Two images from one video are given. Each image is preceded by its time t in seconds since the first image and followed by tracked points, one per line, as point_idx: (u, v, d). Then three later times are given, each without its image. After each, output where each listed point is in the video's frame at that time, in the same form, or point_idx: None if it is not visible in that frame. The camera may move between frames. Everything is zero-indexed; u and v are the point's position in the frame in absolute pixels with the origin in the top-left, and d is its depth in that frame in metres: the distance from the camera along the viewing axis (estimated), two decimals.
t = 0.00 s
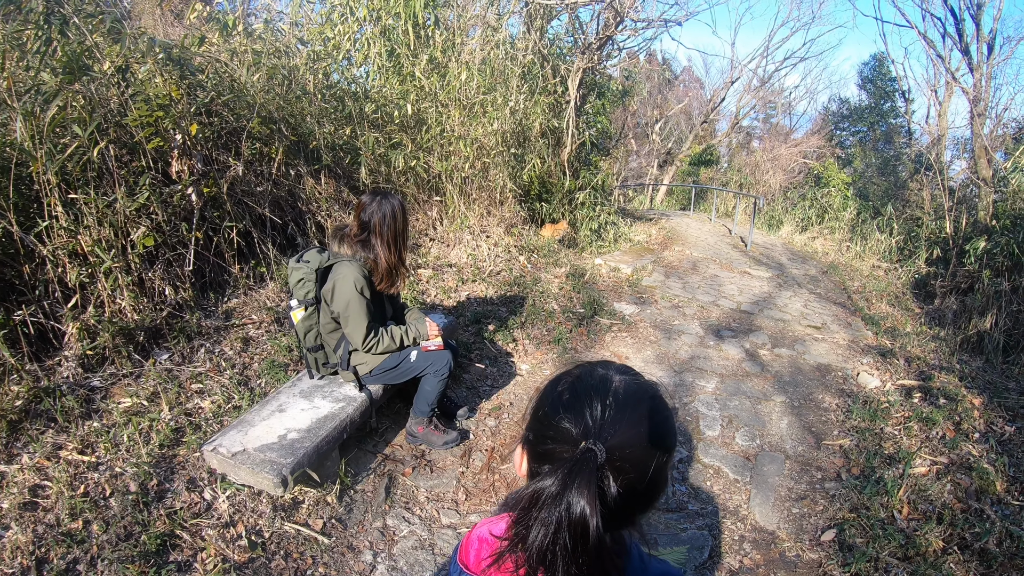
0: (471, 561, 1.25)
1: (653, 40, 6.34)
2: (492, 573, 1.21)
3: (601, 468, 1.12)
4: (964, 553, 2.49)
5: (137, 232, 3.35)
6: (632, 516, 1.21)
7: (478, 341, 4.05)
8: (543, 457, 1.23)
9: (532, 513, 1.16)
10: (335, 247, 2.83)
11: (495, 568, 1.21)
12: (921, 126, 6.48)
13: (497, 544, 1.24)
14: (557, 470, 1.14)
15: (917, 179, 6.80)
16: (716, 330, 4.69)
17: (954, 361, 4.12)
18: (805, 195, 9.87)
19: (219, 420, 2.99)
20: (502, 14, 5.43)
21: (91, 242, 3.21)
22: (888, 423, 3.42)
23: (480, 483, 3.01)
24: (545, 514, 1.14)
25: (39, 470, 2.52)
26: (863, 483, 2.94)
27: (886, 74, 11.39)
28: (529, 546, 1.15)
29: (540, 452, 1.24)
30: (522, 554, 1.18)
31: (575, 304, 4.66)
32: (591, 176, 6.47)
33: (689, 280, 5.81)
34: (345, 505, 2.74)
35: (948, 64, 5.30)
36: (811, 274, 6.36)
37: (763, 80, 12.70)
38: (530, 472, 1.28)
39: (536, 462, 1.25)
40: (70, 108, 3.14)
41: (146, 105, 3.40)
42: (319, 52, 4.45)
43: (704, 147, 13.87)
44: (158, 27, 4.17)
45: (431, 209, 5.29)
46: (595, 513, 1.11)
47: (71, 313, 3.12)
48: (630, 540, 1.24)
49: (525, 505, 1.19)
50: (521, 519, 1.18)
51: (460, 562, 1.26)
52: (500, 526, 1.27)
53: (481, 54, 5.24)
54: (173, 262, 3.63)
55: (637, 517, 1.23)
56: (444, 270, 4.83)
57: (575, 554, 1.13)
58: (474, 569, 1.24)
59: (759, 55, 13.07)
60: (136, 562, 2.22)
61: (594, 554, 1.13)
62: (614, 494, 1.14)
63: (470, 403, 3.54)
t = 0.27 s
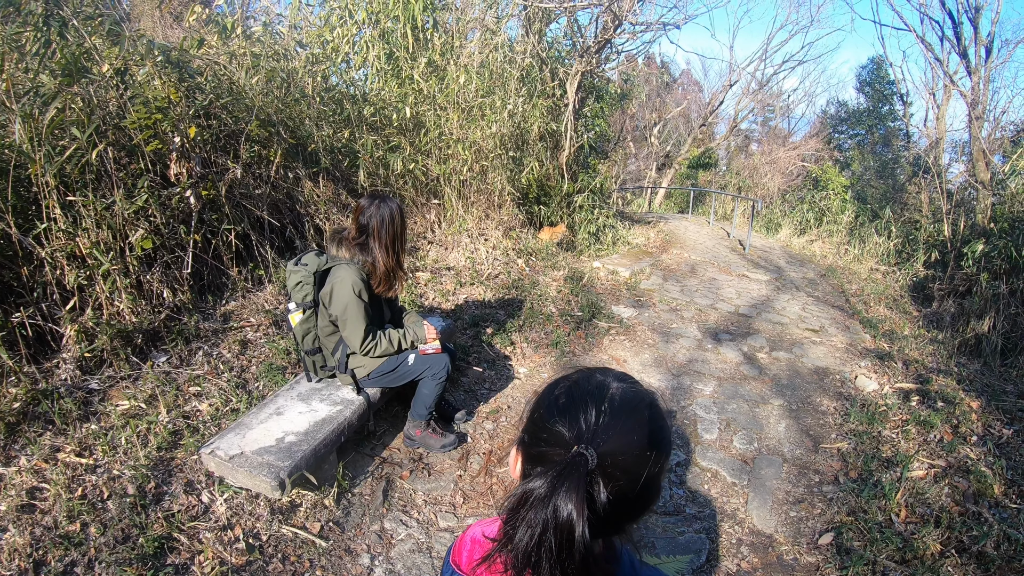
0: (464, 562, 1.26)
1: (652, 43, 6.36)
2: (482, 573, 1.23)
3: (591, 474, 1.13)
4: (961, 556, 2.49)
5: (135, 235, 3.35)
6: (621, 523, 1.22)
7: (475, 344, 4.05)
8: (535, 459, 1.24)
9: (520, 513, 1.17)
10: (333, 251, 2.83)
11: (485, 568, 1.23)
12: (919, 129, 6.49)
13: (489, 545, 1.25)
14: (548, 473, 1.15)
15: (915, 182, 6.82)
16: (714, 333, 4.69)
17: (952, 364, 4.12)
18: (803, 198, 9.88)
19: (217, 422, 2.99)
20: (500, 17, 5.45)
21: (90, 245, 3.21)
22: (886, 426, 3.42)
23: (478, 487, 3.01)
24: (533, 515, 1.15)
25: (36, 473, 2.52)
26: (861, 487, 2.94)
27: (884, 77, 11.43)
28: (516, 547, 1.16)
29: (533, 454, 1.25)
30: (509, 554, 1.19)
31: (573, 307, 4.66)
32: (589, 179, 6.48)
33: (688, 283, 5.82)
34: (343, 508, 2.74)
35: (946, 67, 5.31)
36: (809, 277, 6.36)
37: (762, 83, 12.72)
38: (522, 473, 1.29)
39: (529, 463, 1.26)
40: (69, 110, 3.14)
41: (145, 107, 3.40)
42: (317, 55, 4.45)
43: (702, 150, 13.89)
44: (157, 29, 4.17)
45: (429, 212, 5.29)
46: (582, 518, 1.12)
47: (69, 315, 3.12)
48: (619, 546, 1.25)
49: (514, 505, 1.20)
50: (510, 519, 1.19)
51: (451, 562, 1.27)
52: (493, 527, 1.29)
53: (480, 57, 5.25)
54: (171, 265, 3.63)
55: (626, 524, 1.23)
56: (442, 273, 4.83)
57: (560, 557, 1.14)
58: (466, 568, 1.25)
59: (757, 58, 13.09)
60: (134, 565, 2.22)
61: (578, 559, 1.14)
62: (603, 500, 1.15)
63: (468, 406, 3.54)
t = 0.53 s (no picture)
0: (459, 564, 1.29)
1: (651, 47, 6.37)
2: None
3: (586, 480, 1.13)
4: (959, 559, 2.50)
5: (134, 237, 3.35)
6: (615, 528, 1.22)
7: (474, 348, 4.05)
8: (531, 463, 1.24)
9: (515, 517, 1.18)
10: (332, 254, 2.84)
11: (481, 571, 1.25)
12: (917, 132, 6.51)
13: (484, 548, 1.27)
14: (543, 478, 1.16)
15: (914, 185, 6.83)
16: (712, 337, 4.70)
17: (951, 368, 4.13)
18: (802, 202, 9.89)
19: (216, 425, 2.99)
20: (499, 21, 5.47)
21: (89, 248, 3.21)
22: (884, 429, 3.42)
23: (476, 490, 3.01)
24: (528, 520, 1.15)
25: (35, 475, 2.52)
26: (859, 490, 2.95)
27: (883, 80, 11.45)
28: (511, 550, 1.17)
29: (529, 458, 1.25)
30: (504, 558, 1.20)
31: (572, 311, 4.67)
32: (588, 182, 6.49)
33: (686, 286, 5.83)
34: (342, 512, 2.74)
35: (944, 70, 5.33)
36: (807, 280, 6.37)
37: (760, 86, 12.75)
38: (518, 477, 1.29)
39: (524, 467, 1.26)
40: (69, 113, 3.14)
41: (144, 110, 3.40)
42: (316, 59, 4.46)
43: (701, 153, 13.90)
44: (157, 32, 4.18)
45: (428, 216, 5.30)
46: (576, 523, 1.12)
47: (68, 318, 3.12)
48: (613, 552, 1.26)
49: (510, 509, 1.20)
50: (505, 523, 1.20)
51: (447, 565, 1.30)
52: (488, 531, 1.30)
53: (479, 61, 5.27)
54: (170, 268, 3.63)
55: (620, 530, 1.24)
56: (441, 276, 4.83)
57: (554, 561, 1.15)
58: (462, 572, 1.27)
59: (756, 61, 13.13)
60: (133, 568, 2.22)
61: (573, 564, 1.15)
62: (597, 506, 1.15)
63: (467, 410, 3.54)
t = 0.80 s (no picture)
0: (450, 570, 1.27)
1: (650, 50, 6.37)
2: None
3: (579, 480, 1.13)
4: (958, 562, 2.49)
5: (133, 240, 3.35)
6: (609, 528, 1.22)
7: (472, 350, 4.05)
8: (523, 466, 1.24)
9: (509, 520, 1.18)
10: (330, 257, 2.83)
11: None
12: (916, 135, 6.51)
13: (477, 553, 1.26)
14: (536, 479, 1.16)
15: (912, 188, 6.83)
16: (711, 340, 4.70)
17: (949, 370, 4.13)
18: (800, 205, 9.90)
19: (213, 428, 2.98)
20: (498, 24, 5.47)
21: (87, 249, 3.21)
22: (883, 433, 3.42)
23: (475, 493, 3.01)
24: (522, 521, 1.15)
25: (33, 477, 2.52)
26: (858, 493, 2.94)
27: (881, 83, 11.47)
28: (506, 553, 1.17)
29: (521, 460, 1.25)
30: (499, 561, 1.19)
31: (570, 314, 4.66)
32: (587, 185, 6.49)
33: (685, 289, 5.83)
34: (339, 515, 2.73)
35: (943, 73, 5.33)
36: (806, 283, 6.37)
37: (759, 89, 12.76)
38: (510, 479, 1.29)
39: (516, 470, 1.26)
40: (67, 115, 3.14)
41: (143, 112, 3.39)
42: (315, 61, 4.46)
43: (700, 156, 13.90)
44: (156, 34, 4.18)
45: (427, 218, 5.30)
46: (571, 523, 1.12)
47: (66, 320, 3.11)
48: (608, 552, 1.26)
49: (504, 512, 1.20)
50: (499, 526, 1.19)
51: (439, 572, 1.28)
52: (479, 536, 1.30)
53: (478, 64, 5.26)
54: (169, 270, 3.63)
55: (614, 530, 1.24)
56: (439, 279, 4.83)
57: (549, 562, 1.15)
58: None
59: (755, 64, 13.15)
60: (129, 571, 2.22)
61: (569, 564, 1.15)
62: (590, 506, 1.16)
63: (465, 413, 3.54)
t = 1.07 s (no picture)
0: None
1: (648, 53, 6.38)
2: None
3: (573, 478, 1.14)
4: (956, 564, 2.49)
5: (131, 243, 3.35)
6: (606, 525, 1.23)
7: (471, 354, 4.05)
8: (514, 470, 1.24)
9: (507, 524, 1.18)
10: (328, 261, 2.84)
11: None
12: (914, 137, 6.52)
13: (472, 565, 1.25)
14: (530, 481, 1.16)
15: (910, 191, 6.84)
16: (709, 343, 4.70)
17: (948, 373, 4.13)
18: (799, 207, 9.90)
19: (212, 432, 2.98)
20: (497, 27, 5.48)
21: (86, 253, 3.21)
22: (882, 435, 3.42)
23: (473, 497, 3.01)
24: (519, 523, 1.16)
25: (31, 481, 2.52)
26: (856, 496, 2.94)
27: (880, 85, 11.49)
28: (505, 557, 1.17)
29: (512, 465, 1.25)
30: (498, 566, 1.19)
31: (569, 317, 4.67)
32: (585, 188, 6.49)
33: (683, 292, 5.83)
34: (338, 519, 2.73)
35: (940, 76, 5.34)
36: (804, 286, 6.38)
37: (758, 91, 12.78)
38: (502, 485, 1.29)
39: (508, 475, 1.26)
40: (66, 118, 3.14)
41: (142, 116, 3.39)
42: (314, 65, 4.46)
43: (699, 158, 13.91)
44: (155, 37, 4.19)
45: (425, 222, 5.30)
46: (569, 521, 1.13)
47: (65, 323, 3.11)
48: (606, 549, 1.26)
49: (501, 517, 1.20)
50: (497, 531, 1.20)
51: None
52: (471, 548, 1.29)
53: (476, 67, 5.26)
54: (167, 274, 3.63)
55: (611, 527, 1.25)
56: (437, 283, 4.83)
57: (550, 562, 1.16)
58: None
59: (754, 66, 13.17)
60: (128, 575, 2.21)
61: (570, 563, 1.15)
62: (586, 503, 1.17)
63: (463, 416, 3.54)
